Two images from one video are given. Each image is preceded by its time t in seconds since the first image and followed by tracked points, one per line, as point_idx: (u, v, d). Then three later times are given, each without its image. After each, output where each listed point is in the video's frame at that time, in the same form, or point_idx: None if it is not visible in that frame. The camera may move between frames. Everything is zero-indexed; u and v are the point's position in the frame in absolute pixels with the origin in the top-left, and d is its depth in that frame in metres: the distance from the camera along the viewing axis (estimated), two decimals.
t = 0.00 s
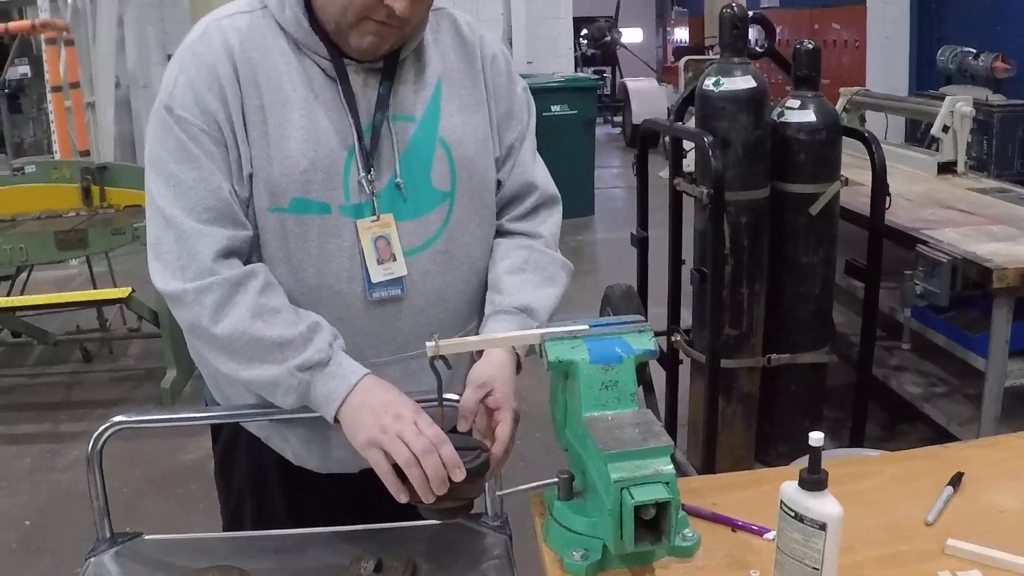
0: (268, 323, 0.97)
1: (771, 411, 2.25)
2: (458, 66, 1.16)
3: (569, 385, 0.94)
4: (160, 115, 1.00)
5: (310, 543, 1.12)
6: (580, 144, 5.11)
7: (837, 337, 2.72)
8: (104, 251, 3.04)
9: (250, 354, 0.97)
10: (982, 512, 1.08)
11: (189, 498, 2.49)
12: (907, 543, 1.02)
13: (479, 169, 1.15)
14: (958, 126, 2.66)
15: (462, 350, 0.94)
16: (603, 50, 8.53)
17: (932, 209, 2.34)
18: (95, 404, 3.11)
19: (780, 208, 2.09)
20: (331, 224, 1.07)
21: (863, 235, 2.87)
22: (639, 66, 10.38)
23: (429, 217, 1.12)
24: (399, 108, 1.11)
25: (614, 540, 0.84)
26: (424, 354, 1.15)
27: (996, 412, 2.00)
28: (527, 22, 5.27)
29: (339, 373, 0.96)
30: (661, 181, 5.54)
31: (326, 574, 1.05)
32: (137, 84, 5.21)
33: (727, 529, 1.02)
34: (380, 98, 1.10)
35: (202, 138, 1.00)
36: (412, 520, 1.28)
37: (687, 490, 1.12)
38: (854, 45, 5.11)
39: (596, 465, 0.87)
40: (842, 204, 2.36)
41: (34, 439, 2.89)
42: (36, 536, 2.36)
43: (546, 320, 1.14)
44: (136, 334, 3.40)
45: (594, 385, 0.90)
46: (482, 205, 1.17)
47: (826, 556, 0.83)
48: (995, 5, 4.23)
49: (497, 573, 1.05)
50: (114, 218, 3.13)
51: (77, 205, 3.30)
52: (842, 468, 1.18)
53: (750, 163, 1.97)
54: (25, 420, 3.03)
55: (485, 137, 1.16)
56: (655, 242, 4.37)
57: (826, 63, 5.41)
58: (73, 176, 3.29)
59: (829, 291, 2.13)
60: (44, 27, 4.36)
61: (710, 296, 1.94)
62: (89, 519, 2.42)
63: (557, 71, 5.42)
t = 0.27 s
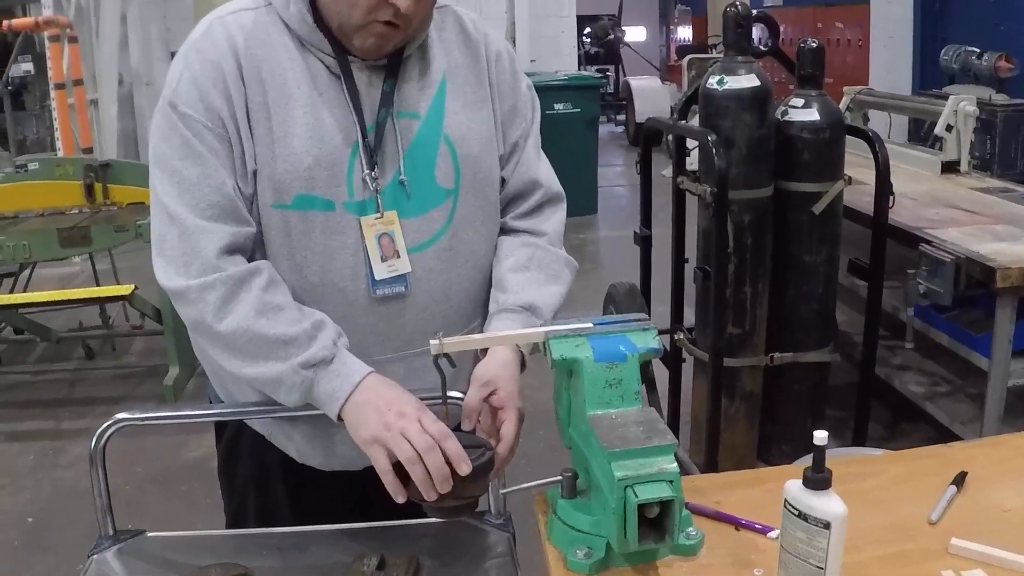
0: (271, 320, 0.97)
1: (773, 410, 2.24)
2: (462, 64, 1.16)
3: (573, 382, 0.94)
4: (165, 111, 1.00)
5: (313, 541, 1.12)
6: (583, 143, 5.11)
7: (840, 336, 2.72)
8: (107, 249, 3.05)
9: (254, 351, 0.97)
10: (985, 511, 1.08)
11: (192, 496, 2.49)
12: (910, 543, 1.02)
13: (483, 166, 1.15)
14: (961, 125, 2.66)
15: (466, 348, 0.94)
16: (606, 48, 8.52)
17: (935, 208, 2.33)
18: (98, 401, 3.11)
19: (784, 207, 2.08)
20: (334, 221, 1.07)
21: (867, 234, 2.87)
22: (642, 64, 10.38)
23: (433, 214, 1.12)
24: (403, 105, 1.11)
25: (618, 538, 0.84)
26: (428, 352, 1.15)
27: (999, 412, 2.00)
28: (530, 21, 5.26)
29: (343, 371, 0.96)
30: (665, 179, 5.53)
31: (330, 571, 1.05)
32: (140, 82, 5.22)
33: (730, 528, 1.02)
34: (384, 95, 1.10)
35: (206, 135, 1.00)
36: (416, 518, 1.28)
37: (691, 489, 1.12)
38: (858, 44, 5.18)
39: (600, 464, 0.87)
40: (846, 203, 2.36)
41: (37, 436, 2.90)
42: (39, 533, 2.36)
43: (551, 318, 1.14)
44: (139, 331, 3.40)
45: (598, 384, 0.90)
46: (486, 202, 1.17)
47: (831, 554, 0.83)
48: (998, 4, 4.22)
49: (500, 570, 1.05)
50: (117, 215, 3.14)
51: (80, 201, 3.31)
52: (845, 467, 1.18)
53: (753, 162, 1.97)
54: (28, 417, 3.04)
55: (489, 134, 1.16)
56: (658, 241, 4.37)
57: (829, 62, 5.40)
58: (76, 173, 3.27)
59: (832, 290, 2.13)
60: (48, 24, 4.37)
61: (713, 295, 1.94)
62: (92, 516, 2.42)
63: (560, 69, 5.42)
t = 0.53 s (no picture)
0: (269, 318, 0.97)
1: (775, 409, 2.24)
2: (464, 62, 1.16)
3: (574, 381, 0.94)
4: (165, 110, 1.00)
5: (314, 538, 1.12)
6: (586, 141, 5.11)
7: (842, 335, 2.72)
8: (109, 247, 3.06)
9: (252, 349, 0.97)
10: (986, 511, 1.08)
11: (193, 493, 2.50)
12: (910, 542, 1.02)
13: (486, 164, 1.15)
14: (964, 125, 2.65)
15: (468, 346, 0.94)
16: (608, 47, 8.52)
17: (937, 208, 2.33)
18: (99, 399, 3.12)
19: (786, 206, 2.08)
20: (336, 219, 1.08)
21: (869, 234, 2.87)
22: (645, 63, 10.37)
23: (435, 212, 1.12)
24: (405, 102, 1.11)
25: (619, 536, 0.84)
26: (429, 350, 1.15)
27: (1000, 412, 1.99)
28: (533, 19, 5.26)
29: (340, 365, 0.96)
30: (667, 178, 5.53)
31: (331, 569, 1.05)
32: (143, 79, 5.22)
33: (731, 527, 1.02)
34: (385, 92, 1.10)
35: (205, 133, 1.00)
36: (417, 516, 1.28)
37: (692, 488, 1.12)
38: (861, 43, 5.16)
39: (601, 463, 0.87)
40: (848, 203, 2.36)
41: (39, 433, 2.90)
42: (40, 530, 2.37)
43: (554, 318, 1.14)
44: (141, 329, 3.41)
45: (599, 382, 0.91)
46: (488, 200, 1.17)
47: (831, 553, 0.83)
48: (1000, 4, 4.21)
49: (501, 569, 1.05)
50: (120, 213, 3.14)
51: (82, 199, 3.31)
52: (846, 466, 1.18)
53: (755, 161, 1.97)
54: (30, 414, 3.04)
55: (491, 132, 1.16)
56: (661, 239, 4.37)
57: (832, 62, 5.39)
58: (79, 171, 3.26)
59: (834, 289, 2.12)
60: (50, 22, 4.32)
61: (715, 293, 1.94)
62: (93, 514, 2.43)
63: (563, 68, 5.41)
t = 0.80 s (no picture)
0: (191, 303, 0.98)
1: (776, 409, 2.24)
2: (470, 63, 1.16)
3: (575, 382, 0.94)
4: (147, 109, 1.03)
5: (315, 538, 1.12)
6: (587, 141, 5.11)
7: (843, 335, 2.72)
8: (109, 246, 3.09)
9: (179, 333, 1.00)
10: (987, 512, 1.08)
11: (193, 493, 2.50)
12: (910, 542, 1.02)
13: (492, 164, 1.15)
14: (965, 125, 2.65)
15: (469, 347, 0.94)
16: (609, 47, 8.52)
17: (938, 208, 2.33)
18: (100, 399, 3.12)
19: (787, 206, 2.08)
20: (337, 219, 1.07)
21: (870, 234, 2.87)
22: (646, 63, 10.37)
23: (440, 211, 1.12)
24: (410, 103, 1.12)
25: (619, 537, 0.84)
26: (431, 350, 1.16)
27: (1002, 412, 1.99)
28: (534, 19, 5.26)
29: (253, 342, 0.96)
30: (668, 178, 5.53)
31: (332, 569, 1.06)
32: (144, 79, 5.22)
33: (732, 527, 1.02)
34: (386, 92, 1.10)
35: (178, 132, 1.02)
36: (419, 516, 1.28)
37: (694, 488, 1.12)
38: (862, 43, 5.15)
39: (602, 463, 0.87)
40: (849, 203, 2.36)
41: (41, 432, 2.91)
42: (41, 530, 2.37)
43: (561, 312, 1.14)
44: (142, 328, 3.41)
45: (600, 383, 0.91)
46: (493, 201, 1.16)
47: (831, 554, 0.83)
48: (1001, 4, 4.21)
49: (502, 569, 1.05)
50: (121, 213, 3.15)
51: (83, 198, 3.32)
52: (847, 467, 1.18)
53: (756, 161, 1.97)
54: (32, 414, 3.04)
55: (495, 133, 1.16)
56: (662, 239, 4.37)
57: (833, 62, 5.39)
58: (80, 170, 3.28)
59: (835, 289, 2.13)
60: (53, 22, 4.26)
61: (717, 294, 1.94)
62: (94, 514, 2.43)
63: (564, 68, 5.41)
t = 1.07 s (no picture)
0: (145, 309, 1.05)
1: (777, 409, 2.24)
2: (473, 63, 1.16)
3: (577, 381, 0.94)
4: (134, 103, 1.07)
5: (317, 536, 1.12)
6: (588, 141, 5.11)
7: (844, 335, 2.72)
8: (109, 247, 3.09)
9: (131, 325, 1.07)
10: (989, 511, 1.08)
11: (193, 493, 2.50)
12: (912, 542, 1.02)
13: (494, 165, 1.15)
14: (967, 125, 2.65)
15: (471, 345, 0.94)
16: (611, 47, 8.52)
17: (939, 208, 2.33)
18: (101, 398, 3.12)
19: (789, 206, 2.08)
20: (335, 221, 1.08)
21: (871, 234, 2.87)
22: (647, 63, 10.37)
23: (439, 212, 1.12)
24: (411, 104, 1.12)
25: (622, 536, 0.84)
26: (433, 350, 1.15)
27: (1003, 412, 1.99)
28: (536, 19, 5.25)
29: (197, 364, 1.04)
30: (669, 178, 5.53)
31: (334, 568, 1.05)
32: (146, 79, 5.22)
33: (735, 527, 1.02)
34: (380, 93, 1.11)
35: (157, 129, 1.05)
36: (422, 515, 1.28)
37: (695, 488, 1.12)
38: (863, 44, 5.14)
39: (604, 462, 0.87)
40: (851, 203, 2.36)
41: (42, 432, 2.91)
42: (42, 530, 2.37)
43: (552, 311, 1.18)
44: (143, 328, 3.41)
45: (603, 381, 0.91)
46: (496, 202, 1.16)
47: (834, 553, 0.83)
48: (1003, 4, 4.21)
49: (504, 569, 1.05)
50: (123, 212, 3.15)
51: (83, 199, 3.30)
52: (849, 466, 1.18)
53: (758, 161, 1.96)
54: (33, 413, 3.04)
55: (499, 132, 1.15)
56: (663, 239, 4.37)
57: (835, 61, 5.38)
58: (81, 169, 3.29)
59: (836, 289, 2.13)
60: (53, 22, 4.24)
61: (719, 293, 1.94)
62: (94, 514, 2.43)
63: (566, 68, 5.41)
